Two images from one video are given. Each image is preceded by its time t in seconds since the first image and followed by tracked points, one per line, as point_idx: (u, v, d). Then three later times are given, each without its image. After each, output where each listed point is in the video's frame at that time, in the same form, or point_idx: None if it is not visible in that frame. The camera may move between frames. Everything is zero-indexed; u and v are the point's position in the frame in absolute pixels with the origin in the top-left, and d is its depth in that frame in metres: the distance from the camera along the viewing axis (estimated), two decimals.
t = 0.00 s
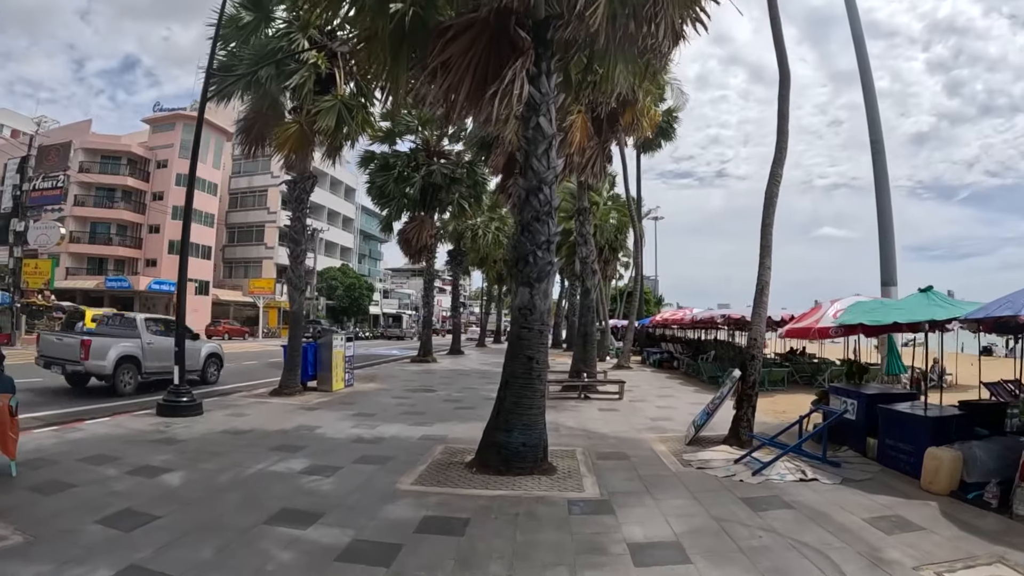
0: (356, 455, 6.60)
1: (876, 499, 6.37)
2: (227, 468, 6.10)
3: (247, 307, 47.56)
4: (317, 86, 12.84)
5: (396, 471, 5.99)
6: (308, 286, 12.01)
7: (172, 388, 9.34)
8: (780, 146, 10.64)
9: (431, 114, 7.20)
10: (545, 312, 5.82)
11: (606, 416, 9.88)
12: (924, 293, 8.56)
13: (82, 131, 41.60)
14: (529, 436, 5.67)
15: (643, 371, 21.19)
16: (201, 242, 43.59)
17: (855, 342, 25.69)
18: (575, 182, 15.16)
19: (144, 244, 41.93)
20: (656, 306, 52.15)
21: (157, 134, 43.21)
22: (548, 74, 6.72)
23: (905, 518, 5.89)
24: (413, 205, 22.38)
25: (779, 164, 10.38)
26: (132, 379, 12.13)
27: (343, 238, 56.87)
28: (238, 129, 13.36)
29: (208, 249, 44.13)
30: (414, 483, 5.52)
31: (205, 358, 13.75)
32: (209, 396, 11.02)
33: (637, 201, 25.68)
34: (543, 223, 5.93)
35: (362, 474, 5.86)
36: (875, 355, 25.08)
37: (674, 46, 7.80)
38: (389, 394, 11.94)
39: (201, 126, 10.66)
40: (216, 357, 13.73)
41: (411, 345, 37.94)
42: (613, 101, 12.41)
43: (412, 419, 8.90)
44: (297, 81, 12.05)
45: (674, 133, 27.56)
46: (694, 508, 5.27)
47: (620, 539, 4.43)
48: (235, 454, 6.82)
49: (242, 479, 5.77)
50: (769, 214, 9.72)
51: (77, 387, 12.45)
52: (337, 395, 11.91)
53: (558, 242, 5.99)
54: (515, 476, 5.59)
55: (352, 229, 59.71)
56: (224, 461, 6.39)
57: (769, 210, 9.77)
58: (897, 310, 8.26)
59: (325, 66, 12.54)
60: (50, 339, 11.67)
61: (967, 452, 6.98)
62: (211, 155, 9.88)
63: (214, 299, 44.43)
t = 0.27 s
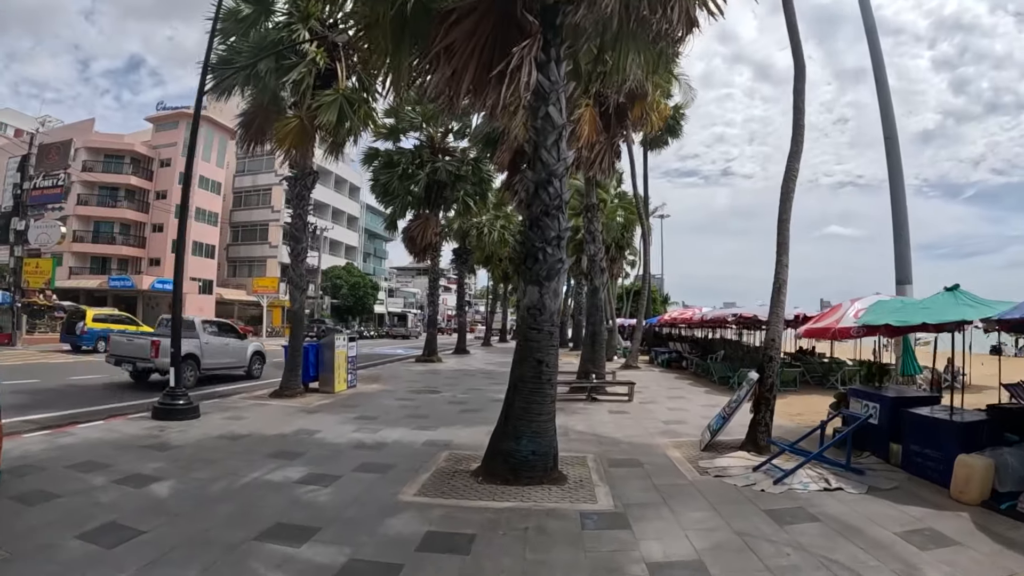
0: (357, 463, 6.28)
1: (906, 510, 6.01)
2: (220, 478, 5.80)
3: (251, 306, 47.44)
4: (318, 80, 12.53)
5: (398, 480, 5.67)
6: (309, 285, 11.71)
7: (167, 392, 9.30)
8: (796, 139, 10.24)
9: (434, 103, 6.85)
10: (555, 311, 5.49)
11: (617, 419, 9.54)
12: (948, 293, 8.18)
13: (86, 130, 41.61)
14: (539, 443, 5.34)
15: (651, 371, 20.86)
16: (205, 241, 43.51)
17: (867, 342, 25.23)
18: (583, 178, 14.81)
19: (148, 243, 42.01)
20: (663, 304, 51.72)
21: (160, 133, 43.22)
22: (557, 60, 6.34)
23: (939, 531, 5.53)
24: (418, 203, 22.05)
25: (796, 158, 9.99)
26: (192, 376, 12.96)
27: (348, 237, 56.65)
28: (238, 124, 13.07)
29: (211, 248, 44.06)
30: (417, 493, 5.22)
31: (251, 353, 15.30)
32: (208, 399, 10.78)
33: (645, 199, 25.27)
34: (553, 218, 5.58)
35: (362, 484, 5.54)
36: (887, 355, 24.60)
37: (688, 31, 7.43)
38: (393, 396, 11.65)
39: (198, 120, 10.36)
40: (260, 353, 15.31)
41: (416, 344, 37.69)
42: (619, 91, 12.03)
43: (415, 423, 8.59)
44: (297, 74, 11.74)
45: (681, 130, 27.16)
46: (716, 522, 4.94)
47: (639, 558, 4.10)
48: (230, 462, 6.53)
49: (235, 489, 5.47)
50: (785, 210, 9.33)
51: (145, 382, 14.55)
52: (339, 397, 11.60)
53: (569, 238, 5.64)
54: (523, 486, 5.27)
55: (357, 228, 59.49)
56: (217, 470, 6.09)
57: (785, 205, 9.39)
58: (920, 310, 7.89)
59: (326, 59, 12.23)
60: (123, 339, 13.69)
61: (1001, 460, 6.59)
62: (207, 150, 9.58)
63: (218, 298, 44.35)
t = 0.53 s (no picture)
0: (359, 470, 5.93)
1: (946, 519, 5.62)
2: (211, 487, 5.55)
3: (256, 306, 47.27)
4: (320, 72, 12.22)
5: (402, 490, 5.32)
6: (311, 283, 11.37)
7: (164, 394, 9.14)
8: (816, 130, 9.84)
9: (440, 89, 6.49)
10: (571, 306, 5.13)
11: (630, 422, 9.17)
12: (980, 287, 7.75)
13: (90, 130, 41.59)
14: (554, 450, 4.98)
15: (660, 371, 20.50)
16: (209, 241, 43.38)
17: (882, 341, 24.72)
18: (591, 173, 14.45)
19: (152, 243, 41.99)
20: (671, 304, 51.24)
21: (164, 133, 43.16)
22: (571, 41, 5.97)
23: (985, 542, 5.13)
24: (423, 201, 21.71)
25: (815, 150, 9.60)
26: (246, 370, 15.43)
27: (353, 237, 56.38)
28: (239, 118, 12.76)
29: (215, 248, 43.93)
30: (423, 503, 4.87)
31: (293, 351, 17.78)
32: (207, 402, 10.50)
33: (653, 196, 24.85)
34: (568, 209, 5.21)
35: (364, 494, 5.20)
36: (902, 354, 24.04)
37: (707, 13, 7.05)
38: (398, 397, 11.31)
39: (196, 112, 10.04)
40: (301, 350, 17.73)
41: (421, 344, 37.39)
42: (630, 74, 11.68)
43: (421, 425, 8.24)
44: (299, 65, 11.42)
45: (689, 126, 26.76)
46: (747, 535, 4.56)
47: None
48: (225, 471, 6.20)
49: (228, 499, 5.14)
50: (806, 203, 8.93)
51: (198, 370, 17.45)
52: (342, 398, 11.25)
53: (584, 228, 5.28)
54: (538, 496, 4.91)
55: (362, 228, 59.24)
56: (211, 477, 5.87)
57: (806, 197, 8.99)
58: (952, 305, 7.45)
59: (329, 50, 11.90)
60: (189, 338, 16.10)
61: None
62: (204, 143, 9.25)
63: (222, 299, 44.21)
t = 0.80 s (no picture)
0: (360, 479, 5.69)
1: (978, 529, 5.32)
2: (204, 499, 5.47)
3: (258, 307, 47.13)
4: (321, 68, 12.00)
5: (405, 502, 5.08)
6: (312, 284, 11.12)
7: (161, 398, 8.99)
8: (830, 124, 9.56)
9: (445, 80, 6.23)
10: (584, 307, 4.87)
11: (639, 426, 8.93)
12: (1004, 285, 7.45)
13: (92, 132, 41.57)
14: (566, 459, 4.71)
15: (667, 373, 20.22)
16: (211, 243, 43.29)
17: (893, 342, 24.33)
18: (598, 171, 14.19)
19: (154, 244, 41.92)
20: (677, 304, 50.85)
21: (166, 134, 43.12)
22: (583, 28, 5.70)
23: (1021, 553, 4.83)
24: (426, 200, 21.49)
25: (830, 145, 9.31)
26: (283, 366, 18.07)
27: (356, 238, 56.18)
28: (239, 115, 12.54)
29: (218, 250, 43.85)
30: (428, 516, 4.62)
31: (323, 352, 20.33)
32: (207, 407, 10.31)
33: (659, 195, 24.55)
34: (581, 204, 4.96)
35: (364, 505, 4.98)
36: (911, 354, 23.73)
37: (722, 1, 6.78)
38: (401, 400, 11.05)
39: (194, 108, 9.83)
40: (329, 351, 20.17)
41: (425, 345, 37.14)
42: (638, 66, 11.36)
43: (425, 430, 8.00)
44: (300, 60, 11.19)
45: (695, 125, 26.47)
46: (771, 549, 4.28)
47: None
48: (221, 482, 6.00)
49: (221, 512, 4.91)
50: (822, 199, 8.64)
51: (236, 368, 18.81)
52: (344, 402, 11.01)
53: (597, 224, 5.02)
54: (549, 507, 4.65)
55: (365, 229, 59.06)
56: (206, 486, 5.89)
57: (821, 194, 8.70)
58: (977, 302, 7.14)
59: (331, 45, 11.67)
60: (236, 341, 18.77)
61: None
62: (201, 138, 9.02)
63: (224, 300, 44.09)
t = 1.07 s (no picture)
0: (353, 486, 5.41)
1: (1004, 538, 5.04)
2: (189, 508, 5.22)
3: (256, 307, 46.85)
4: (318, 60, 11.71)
5: (399, 511, 4.81)
6: (307, 282, 10.83)
7: (149, 399, 8.72)
8: (840, 117, 9.28)
9: (442, 66, 5.94)
10: (589, 305, 4.56)
11: (643, 429, 8.65)
12: None
13: (88, 130, 41.27)
14: (570, 466, 4.42)
15: (669, 372, 19.96)
16: (209, 242, 43.01)
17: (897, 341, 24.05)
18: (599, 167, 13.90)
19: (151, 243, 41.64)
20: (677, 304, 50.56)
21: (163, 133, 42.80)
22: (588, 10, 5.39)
23: None
24: (425, 199, 21.18)
25: (839, 139, 9.03)
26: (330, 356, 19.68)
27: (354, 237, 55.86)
28: (233, 109, 12.26)
29: (215, 249, 43.57)
30: (425, 527, 4.36)
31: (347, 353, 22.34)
32: (199, 409, 10.04)
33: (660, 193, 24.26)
34: (585, 196, 4.65)
35: (356, 515, 4.71)
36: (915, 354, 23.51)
37: None
38: (398, 402, 10.77)
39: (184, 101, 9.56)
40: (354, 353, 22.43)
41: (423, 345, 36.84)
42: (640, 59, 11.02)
43: (422, 433, 7.71)
44: (294, 53, 10.90)
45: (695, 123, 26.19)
46: (791, 564, 4.01)
47: None
48: (208, 489, 5.73)
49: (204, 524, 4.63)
50: (832, 195, 8.37)
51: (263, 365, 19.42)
52: (339, 403, 10.72)
53: (603, 217, 4.71)
54: (552, 518, 4.38)
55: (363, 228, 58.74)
56: (191, 494, 5.64)
57: (831, 189, 8.42)
58: (996, 298, 6.85)
59: (327, 36, 11.39)
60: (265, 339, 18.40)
61: None
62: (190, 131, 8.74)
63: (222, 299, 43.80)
